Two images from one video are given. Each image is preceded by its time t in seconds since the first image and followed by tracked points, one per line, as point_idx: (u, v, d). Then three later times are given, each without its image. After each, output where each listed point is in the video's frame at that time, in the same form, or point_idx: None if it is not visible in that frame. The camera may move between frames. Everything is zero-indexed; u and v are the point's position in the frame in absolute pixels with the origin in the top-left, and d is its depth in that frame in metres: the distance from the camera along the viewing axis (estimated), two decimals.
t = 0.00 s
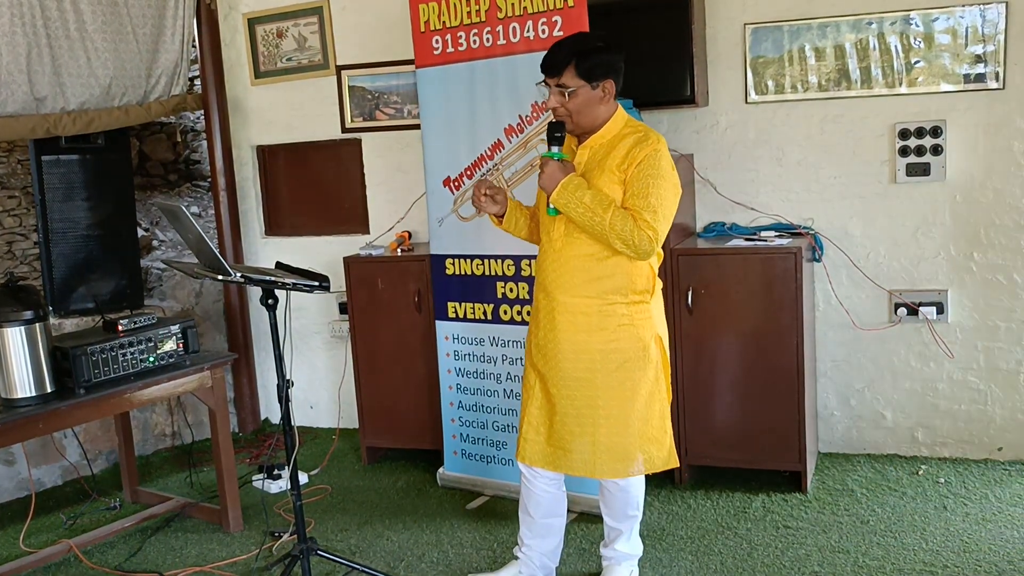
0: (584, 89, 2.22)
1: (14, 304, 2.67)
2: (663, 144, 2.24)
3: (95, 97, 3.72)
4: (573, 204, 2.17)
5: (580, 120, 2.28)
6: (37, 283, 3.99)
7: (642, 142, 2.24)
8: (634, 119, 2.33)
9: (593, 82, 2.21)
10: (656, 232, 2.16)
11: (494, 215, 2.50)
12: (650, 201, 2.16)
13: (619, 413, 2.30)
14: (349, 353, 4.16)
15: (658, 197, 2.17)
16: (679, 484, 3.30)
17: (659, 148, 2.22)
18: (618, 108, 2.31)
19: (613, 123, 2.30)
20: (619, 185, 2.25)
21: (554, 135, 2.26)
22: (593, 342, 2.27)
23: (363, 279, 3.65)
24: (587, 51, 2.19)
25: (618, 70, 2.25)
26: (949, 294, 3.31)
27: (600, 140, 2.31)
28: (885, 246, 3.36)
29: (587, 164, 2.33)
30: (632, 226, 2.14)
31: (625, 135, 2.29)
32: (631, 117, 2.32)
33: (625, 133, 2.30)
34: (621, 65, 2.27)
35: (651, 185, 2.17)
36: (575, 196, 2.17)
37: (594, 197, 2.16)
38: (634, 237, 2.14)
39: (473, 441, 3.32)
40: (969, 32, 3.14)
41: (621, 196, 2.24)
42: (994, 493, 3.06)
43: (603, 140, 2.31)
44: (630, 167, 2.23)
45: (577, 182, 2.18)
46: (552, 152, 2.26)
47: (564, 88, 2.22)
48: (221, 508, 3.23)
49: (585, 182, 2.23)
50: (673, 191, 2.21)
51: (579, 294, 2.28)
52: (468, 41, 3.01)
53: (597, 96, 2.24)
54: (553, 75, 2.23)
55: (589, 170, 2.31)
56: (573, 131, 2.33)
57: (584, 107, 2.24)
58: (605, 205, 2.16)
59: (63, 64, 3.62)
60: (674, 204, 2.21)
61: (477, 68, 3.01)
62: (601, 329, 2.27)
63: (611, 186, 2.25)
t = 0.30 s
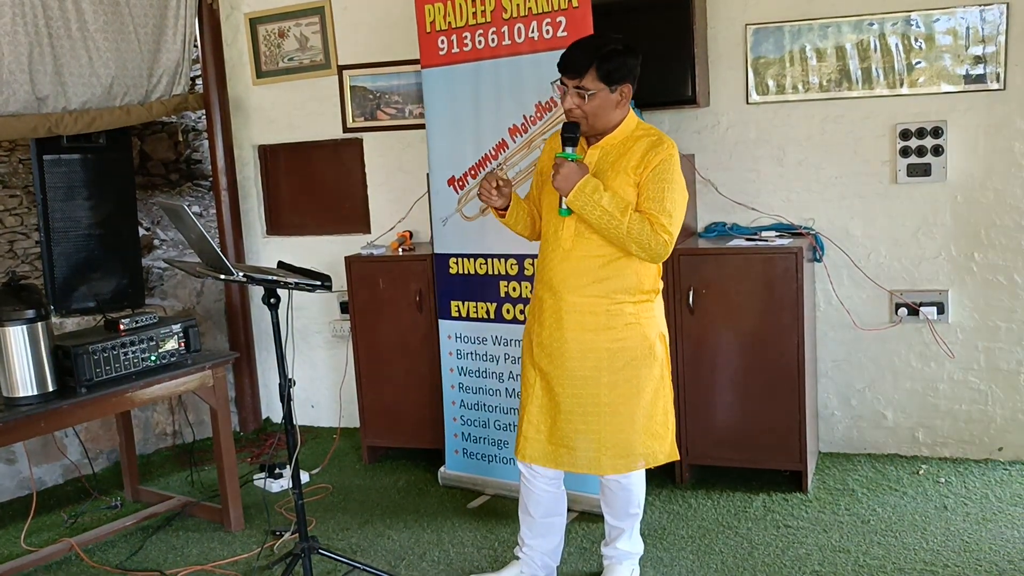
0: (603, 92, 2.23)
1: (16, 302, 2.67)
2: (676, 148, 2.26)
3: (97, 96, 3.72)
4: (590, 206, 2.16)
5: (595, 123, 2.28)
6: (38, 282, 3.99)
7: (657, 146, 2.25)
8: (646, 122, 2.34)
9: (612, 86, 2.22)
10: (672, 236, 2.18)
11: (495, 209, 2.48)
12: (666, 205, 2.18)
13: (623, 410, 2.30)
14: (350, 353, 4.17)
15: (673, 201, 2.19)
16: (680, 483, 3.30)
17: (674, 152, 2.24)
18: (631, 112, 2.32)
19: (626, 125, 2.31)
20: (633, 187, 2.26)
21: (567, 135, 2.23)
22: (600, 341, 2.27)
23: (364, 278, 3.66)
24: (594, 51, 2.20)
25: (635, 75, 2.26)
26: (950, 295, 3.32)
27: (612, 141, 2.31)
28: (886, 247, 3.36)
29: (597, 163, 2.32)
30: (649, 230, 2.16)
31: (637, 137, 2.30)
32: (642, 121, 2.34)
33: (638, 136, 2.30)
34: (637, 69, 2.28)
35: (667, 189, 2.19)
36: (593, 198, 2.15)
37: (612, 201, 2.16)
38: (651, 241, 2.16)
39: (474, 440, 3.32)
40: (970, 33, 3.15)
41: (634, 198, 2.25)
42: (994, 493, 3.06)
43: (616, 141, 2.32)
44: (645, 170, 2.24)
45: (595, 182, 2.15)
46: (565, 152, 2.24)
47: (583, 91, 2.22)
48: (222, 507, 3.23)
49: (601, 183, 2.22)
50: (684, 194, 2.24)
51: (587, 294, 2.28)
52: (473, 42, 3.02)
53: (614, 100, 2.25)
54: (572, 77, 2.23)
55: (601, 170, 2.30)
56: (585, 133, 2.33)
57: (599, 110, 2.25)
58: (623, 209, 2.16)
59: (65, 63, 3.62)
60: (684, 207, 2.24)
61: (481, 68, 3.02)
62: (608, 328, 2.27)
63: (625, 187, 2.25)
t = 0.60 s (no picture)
0: (594, 86, 2.21)
1: (17, 300, 2.67)
2: (677, 141, 2.26)
3: (98, 94, 3.72)
4: (591, 200, 2.15)
5: (592, 118, 2.28)
6: (39, 281, 3.99)
7: (658, 139, 2.25)
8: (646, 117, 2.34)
9: (604, 80, 2.21)
10: (674, 229, 2.17)
11: (495, 209, 2.48)
12: (668, 198, 2.18)
13: (626, 409, 2.31)
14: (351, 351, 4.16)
15: (675, 195, 2.19)
16: (681, 482, 3.30)
17: (675, 145, 2.24)
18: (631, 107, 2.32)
19: (627, 120, 2.31)
20: (635, 181, 2.25)
21: (566, 131, 2.23)
22: (605, 340, 2.27)
23: (365, 277, 3.65)
24: (595, 49, 2.20)
25: (629, 69, 2.24)
26: (952, 294, 3.31)
27: (614, 136, 2.31)
28: (887, 246, 3.36)
29: (600, 159, 2.32)
30: (650, 222, 2.15)
31: (639, 132, 2.30)
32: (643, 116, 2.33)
33: (639, 131, 2.30)
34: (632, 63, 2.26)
35: (669, 184, 2.19)
36: (593, 193, 2.15)
37: (612, 194, 2.15)
38: (652, 234, 2.15)
39: (475, 439, 3.32)
40: (972, 32, 3.14)
41: (636, 193, 2.24)
42: (996, 493, 3.06)
43: (617, 137, 2.31)
44: (646, 163, 2.23)
45: (595, 178, 2.15)
46: (565, 149, 2.24)
47: (574, 86, 2.22)
48: (222, 506, 3.23)
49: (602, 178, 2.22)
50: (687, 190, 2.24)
51: (592, 293, 2.27)
52: (475, 40, 3.02)
53: (608, 95, 2.24)
54: (564, 74, 2.23)
55: (603, 167, 2.30)
56: (584, 130, 2.32)
57: (595, 105, 2.24)
58: (623, 202, 2.15)
59: (65, 61, 3.62)
60: (687, 200, 2.23)
61: (482, 67, 3.02)
62: (613, 327, 2.27)
63: (627, 181, 2.25)
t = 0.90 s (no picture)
0: (576, 86, 2.23)
1: (18, 298, 2.67)
2: (660, 132, 2.24)
3: (100, 93, 3.72)
4: (571, 199, 2.19)
5: (575, 118, 2.29)
6: (40, 279, 4.00)
7: (640, 132, 2.24)
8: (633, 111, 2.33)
9: (584, 80, 2.22)
10: (655, 218, 2.14)
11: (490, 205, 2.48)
12: (648, 186, 2.15)
13: (627, 408, 2.30)
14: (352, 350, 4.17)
15: (656, 183, 2.16)
16: (681, 482, 3.30)
17: (656, 136, 2.22)
18: (616, 103, 2.31)
19: (612, 115, 2.31)
20: (619, 175, 2.25)
21: (551, 136, 2.28)
22: (603, 339, 2.28)
23: (366, 277, 3.65)
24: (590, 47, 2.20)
25: (612, 68, 2.25)
26: (952, 294, 3.31)
27: (598, 133, 2.31)
28: (888, 246, 3.36)
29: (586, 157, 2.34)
30: (629, 213, 2.14)
31: (624, 126, 2.29)
32: (629, 112, 2.32)
33: (625, 125, 2.30)
34: (616, 62, 2.27)
35: (650, 173, 2.16)
36: (571, 191, 2.19)
37: (590, 189, 2.18)
38: (632, 224, 2.14)
39: (475, 438, 3.32)
40: (973, 32, 3.14)
41: (622, 187, 2.24)
42: (996, 492, 3.06)
43: (602, 133, 2.31)
44: (629, 156, 2.23)
45: (574, 177, 2.20)
46: (551, 153, 2.28)
47: (556, 87, 2.24)
48: (223, 504, 3.23)
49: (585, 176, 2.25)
50: (673, 180, 2.21)
51: (589, 291, 2.28)
52: (471, 38, 3.02)
53: (590, 94, 2.25)
54: (546, 76, 2.25)
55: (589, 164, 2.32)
56: (571, 132, 2.35)
57: (577, 105, 2.26)
58: (601, 196, 2.16)
59: (66, 59, 3.59)
60: (673, 190, 2.19)
61: (480, 65, 3.02)
62: (611, 326, 2.27)
63: (612, 176, 2.25)
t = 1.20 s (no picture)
0: (560, 84, 2.23)
1: (18, 296, 2.67)
2: (642, 124, 2.23)
3: (99, 90, 3.71)
4: (555, 197, 2.20)
5: (561, 116, 2.30)
6: (40, 276, 4.00)
7: (621, 125, 2.24)
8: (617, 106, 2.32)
9: (567, 77, 2.23)
10: (638, 211, 2.14)
11: (475, 176, 2.47)
12: (629, 179, 2.15)
13: (626, 405, 2.30)
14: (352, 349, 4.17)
15: (636, 175, 2.15)
16: (681, 480, 3.30)
17: (637, 128, 2.21)
18: (600, 99, 2.30)
19: (596, 110, 2.30)
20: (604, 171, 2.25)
21: (539, 137, 2.29)
22: (598, 335, 2.27)
23: (365, 275, 3.65)
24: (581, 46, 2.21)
25: (595, 65, 2.26)
26: (953, 293, 3.31)
27: (584, 131, 2.30)
28: (888, 245, 3.36)
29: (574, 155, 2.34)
30: (611, 208, 2.14)
31: (608, 122, 2.29)
32: (614, 106, 2.31)
33: (609, 120, 2.29)
34: (599, 59, 2.27)
35: (630, 165, 2.16)
36: (556, 189, 2.20)
37: (574, 186, 2.18)
38: (614, 219, 2.14)
39: (474, 437, 3.32)
40: (974, 30, 3.14)
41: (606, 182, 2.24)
42: (996, 491, 3.05)
43: (588, 130, 2.30)
44: (611, 150, 2.23)
45: (558, 175, 2.21)
46: (538, 153, 2.29)
47: (540, 87, 2.25)
48: (223, 502, 3.23)
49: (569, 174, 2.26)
50: (657, 170, 2.19)
51: (583, 288, 2.28)
52: (465, 36, 3.01)
53: (574, 92, 2.26)
54: (530, 76, 2.26)
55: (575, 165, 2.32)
56: (557, 132, 2.35)
57: (562, 103, 2.26)
58: (584, 192, 2.17)
59: (66, 57, 3.59)
60: (656, 181, 2.18)
61: (475, 63, 3.01)
62: (607, 323, 2.27)
63: (596, 172, 2.25)
